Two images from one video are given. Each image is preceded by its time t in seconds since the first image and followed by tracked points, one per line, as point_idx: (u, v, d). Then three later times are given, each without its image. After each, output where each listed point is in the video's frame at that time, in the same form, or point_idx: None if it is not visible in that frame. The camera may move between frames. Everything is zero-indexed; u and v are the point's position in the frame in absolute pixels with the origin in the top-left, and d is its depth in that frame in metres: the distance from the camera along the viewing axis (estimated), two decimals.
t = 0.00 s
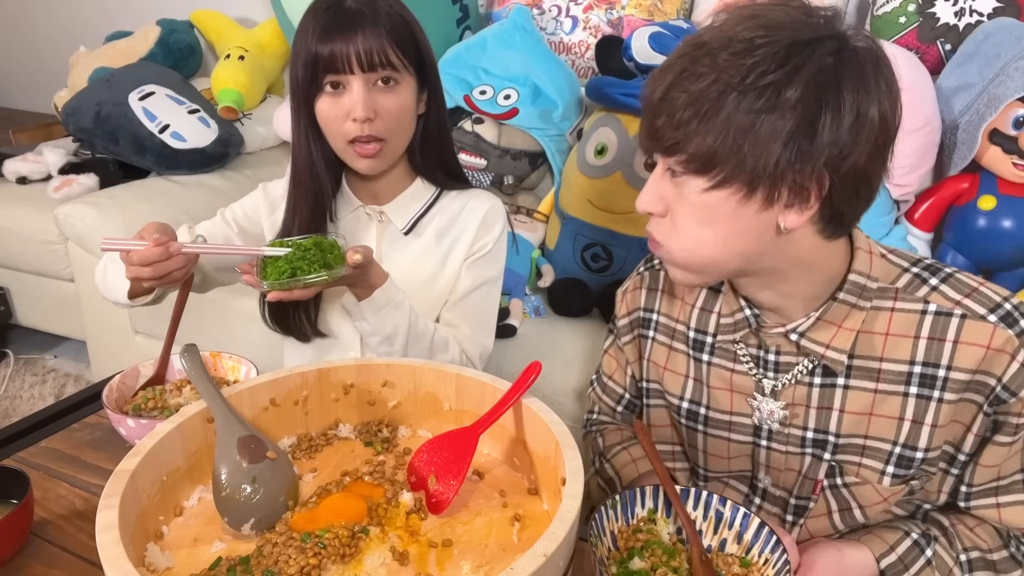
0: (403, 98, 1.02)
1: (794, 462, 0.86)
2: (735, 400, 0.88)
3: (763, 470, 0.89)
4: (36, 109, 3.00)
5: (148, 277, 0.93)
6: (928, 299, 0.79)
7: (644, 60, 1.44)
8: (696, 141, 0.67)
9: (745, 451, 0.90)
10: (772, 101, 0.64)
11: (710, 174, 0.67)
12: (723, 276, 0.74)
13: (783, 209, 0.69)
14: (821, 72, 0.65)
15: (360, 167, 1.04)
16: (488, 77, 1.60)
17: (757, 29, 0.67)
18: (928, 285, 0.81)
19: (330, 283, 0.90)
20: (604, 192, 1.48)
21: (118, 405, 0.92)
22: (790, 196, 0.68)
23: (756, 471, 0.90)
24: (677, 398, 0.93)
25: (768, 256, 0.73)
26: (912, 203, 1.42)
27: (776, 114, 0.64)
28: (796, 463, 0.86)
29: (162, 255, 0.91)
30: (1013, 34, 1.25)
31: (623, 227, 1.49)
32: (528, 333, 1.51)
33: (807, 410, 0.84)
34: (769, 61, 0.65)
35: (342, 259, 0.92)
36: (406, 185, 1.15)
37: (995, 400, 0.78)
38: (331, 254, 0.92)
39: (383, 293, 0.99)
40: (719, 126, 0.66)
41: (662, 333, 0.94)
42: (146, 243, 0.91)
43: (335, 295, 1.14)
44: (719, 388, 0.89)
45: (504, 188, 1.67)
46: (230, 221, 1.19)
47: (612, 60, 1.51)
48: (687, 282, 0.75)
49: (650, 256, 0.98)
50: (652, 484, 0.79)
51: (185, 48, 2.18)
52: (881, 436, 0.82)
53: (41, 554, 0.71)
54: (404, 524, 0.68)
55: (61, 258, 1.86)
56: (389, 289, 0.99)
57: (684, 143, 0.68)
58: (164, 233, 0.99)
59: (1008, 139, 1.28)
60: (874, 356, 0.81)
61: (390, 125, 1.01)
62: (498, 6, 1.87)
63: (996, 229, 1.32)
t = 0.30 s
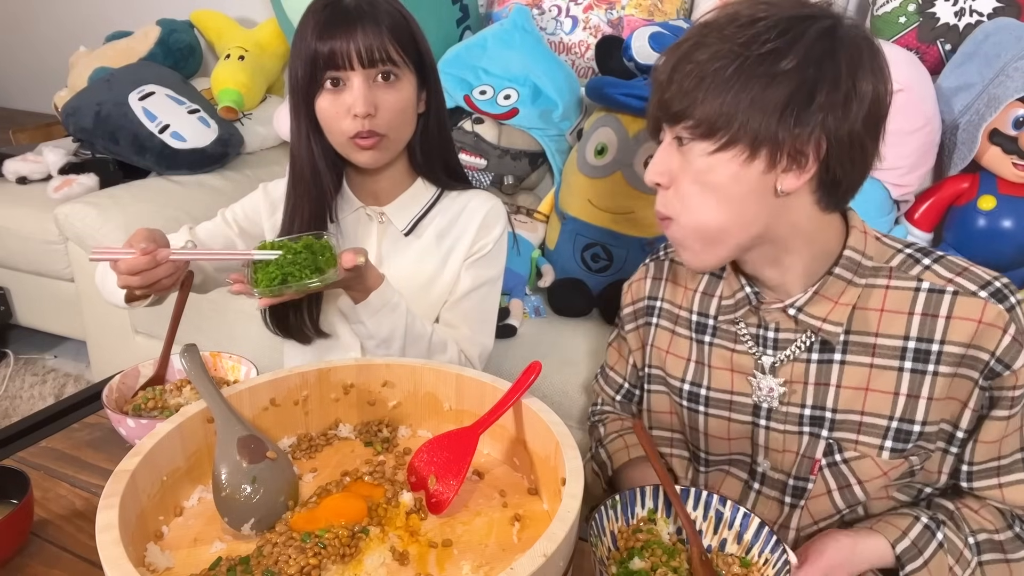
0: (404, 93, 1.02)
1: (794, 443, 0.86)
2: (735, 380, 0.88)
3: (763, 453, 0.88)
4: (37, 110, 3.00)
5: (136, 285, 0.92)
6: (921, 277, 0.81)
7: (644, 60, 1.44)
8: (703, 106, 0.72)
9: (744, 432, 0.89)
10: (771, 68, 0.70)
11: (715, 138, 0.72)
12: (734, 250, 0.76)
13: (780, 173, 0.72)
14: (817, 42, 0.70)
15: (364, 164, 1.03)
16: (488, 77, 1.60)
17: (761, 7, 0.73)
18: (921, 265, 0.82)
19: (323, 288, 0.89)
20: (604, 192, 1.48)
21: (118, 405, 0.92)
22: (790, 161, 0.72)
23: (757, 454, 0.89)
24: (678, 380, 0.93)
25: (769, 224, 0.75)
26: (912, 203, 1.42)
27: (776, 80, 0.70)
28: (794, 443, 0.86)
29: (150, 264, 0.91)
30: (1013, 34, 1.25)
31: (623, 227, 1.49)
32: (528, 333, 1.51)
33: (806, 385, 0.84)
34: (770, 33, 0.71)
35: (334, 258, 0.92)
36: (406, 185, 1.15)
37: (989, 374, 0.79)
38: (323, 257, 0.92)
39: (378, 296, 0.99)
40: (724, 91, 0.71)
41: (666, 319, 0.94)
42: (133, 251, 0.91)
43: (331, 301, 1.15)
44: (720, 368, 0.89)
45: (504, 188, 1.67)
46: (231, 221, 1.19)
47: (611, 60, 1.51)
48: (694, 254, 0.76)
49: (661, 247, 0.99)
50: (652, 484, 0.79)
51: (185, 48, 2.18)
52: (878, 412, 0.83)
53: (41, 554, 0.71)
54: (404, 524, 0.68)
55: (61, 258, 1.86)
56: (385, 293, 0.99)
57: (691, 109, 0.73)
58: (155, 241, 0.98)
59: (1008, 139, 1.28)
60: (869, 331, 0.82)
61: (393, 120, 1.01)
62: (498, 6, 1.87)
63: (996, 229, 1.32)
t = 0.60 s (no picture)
0: (399, 95, 1.02)
1: (789, 434, 0.86)
2: (730, 372, 0.88)
3: (758, 445, 0.88)
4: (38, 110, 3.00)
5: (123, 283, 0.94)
6: (909, 265, 0.81)
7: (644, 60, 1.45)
8: (697, 98, 0.73)
9: (740, 425, 0.89)
10: (761, 58, 0.71)
11: (709, 129, 0.73)
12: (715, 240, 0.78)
13: (774, 162, 0.73)
14: (803, 35, 0.72)
15: (359, 167, 1.04)
16: (488, 77, 1.60)
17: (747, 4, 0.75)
18: (908, 253, 0.82)
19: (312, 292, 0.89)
20: (604, 192, 1.48)
21: (118, 405, 0.92)
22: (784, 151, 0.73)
23: (753, 447, 0.89)
24: (673, 375, 0.93)
25: (762, 213, 0.76)
26: (912, 203, 1.42)
27: (766, 71, 0.71)
28: (790, 434, 0.86)
29: (129, 269, 0.91)
30: (1013, 33, 1.25)
31: (622, 227, 1.49)
32: (528, 333, 1.51)
33: (799, 374, 0.84)
34: (757, 27, 0.72)
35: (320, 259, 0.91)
36: (405, 185, 1.15)
37: (979, 357, 0.79)
38: (304, 256, 0.91)
39: (372, 301, 0.98)
40: (715, 84, 0.72)
41: (660, 315, 0.94)
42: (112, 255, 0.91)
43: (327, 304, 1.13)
44: (714, 361, 0.89)
45: (504, 188, 1.67)
46: (230, 224, 1.19)
47: (611, 60, 1.51)
48: (686, 240, 0.77)
49: (653, 244, 0.99)
50: (652, 484, 0.79)
51: (185, 48, 2.18)
52: (871, 399, 0.83)
53: (41, 554, 0.71)
54: (404, 524, 0.68)
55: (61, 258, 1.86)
56: (379, 297, 0.99)
57: (684, 103, 0.74)
58: (136, 247, 0.98)
59: (1008, 139, 1.28)
60: (860, 319, 0.82)
61: (387, 122, 1.01)
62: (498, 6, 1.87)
63: (996, 229, 1.32)
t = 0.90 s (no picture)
0: (387, 99, 1.01)
1: (780, 426, 0.86)
2: (720, 367, 0.88)
3: (750, 439, 0.89)
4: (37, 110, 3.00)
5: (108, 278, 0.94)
6: (892, 255, 0.81)
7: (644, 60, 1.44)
8: (740, 129, 0.65)
9: (731, 419, 0.89)
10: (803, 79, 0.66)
11: (767, 161, 0.67)
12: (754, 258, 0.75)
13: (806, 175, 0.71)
14: (810, 37, 0.67)
15: (346, 168, 1.04)
16: (488, 77, 1.60)
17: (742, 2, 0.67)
18: (891, 244, 0.82)
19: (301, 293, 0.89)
20: (604, 192, 1.48)
21: (118, 405, 0.92)
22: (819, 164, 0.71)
23: (744, 441, 0.89)
24: (663, 371, 0.92)
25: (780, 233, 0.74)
26: (912, 203, 1.42)
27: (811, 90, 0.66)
28: (781, 427, 0.86)
29: (109, 261, 0.92)
30: (1013, 34, 1.25)
31: (623, 226, 1.48)
32: (528, 333, 1.51)
33: (787, 367, 0.85)
34: (772, 34, 0.65)
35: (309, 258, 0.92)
36: (402, 185, 1.15)
37: (971, 343, 0.78)
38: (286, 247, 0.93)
39: (364, 304, 0.98)
40: (757, 116, 0.65)
41: (649, 313, 0.93)
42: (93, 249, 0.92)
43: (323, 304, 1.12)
44: (704, 356, 0.89)
45: (504, 188, 1.67)
46: (229, 224, 1.19)
47: (611, 60, 1.51)
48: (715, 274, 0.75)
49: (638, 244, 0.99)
50: (652, 484, 0.79)
51: (185, 48, 2.18)
52: (860, 387, 0.83)
53: (41, 554, 0.71)
54: (404, 524, 0.68)
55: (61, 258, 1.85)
56: (371, 299, 0.99)
57: (736, 138, 0.65)
58: (120, 241, 0.96)
59: (1008, 139, 1.28)
60: (846, 310, 0.82)
61: (374, 127, 1.01)
62: (498, 6, 1.87)
63: (996, 229, 1.32)
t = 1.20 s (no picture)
0: (376, 102, 1.01)
1: (775, 439, 0.85)
2: (713, 382, 0.86)
3: (745, 451, 0.87)
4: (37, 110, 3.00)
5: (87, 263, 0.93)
6: (886, 267, 0.81)
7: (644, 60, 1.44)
8: (818, 178, 0.57)
9: (725, 433, 0.87)
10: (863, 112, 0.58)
11: (829, 207, 0.60)
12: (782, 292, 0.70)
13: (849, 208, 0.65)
14: (864, 59, 0.59)
15: (336, 167, 1.05)
16: (488, 77, 1.60)
17: (785, 22, 0.58)
18: (883, 254, 0.82)
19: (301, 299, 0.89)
20: (604, 192, 1.48)
21: (118, 405, 0.92)
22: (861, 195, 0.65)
23: (739, 453, 0.87)
24: (655, 384, 0.90)
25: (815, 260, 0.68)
26: (912, 203, 1.42)
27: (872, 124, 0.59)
28: (777, 440, 0.85)
29: (80, 248, 0.91)
30: (1013, 34, 1.25)
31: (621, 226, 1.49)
32: (528, 333, 1.51)
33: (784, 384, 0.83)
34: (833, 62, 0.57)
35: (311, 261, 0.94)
36: (400, 187, 1.15)
37: (971, 356, 0.76)
38: (259, 236, 0.97)
39: (363, 309, 0.98)
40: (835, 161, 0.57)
41: (636, 324, 0.90)
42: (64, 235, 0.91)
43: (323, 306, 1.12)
44: (697, 370, 0.87)
45: (504, 188, 1.67)
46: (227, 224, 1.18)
47: (612, 60, 1.51)
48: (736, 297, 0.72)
49: (615, 249, 0.95)
50: (651, 484, 0.79)
51: (185, 48, 2.18)
52: (858, 402, 0.82)
53: (41, 554, 0.71)
54: (404, 524, 0.68)
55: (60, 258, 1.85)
56: (371, 305, 0.99)
57: (805, 191, 0.57)
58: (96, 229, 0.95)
59: (1007, 139, 1.28)
60: (843, 324, 0.81)
61: (364, 130, 1.01)
62: (498, 6, 1.87)
63: (996, 229, 1.33)
